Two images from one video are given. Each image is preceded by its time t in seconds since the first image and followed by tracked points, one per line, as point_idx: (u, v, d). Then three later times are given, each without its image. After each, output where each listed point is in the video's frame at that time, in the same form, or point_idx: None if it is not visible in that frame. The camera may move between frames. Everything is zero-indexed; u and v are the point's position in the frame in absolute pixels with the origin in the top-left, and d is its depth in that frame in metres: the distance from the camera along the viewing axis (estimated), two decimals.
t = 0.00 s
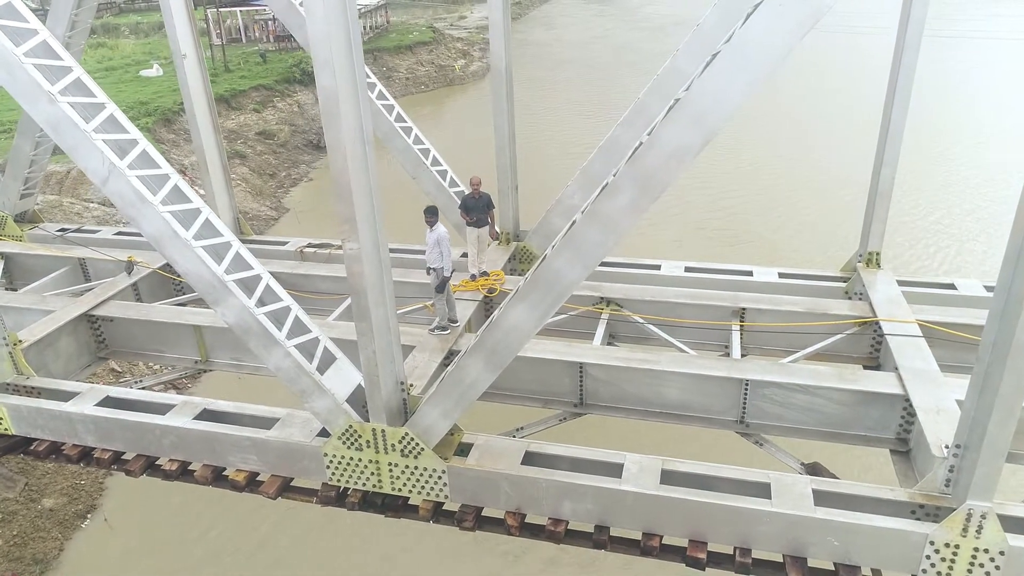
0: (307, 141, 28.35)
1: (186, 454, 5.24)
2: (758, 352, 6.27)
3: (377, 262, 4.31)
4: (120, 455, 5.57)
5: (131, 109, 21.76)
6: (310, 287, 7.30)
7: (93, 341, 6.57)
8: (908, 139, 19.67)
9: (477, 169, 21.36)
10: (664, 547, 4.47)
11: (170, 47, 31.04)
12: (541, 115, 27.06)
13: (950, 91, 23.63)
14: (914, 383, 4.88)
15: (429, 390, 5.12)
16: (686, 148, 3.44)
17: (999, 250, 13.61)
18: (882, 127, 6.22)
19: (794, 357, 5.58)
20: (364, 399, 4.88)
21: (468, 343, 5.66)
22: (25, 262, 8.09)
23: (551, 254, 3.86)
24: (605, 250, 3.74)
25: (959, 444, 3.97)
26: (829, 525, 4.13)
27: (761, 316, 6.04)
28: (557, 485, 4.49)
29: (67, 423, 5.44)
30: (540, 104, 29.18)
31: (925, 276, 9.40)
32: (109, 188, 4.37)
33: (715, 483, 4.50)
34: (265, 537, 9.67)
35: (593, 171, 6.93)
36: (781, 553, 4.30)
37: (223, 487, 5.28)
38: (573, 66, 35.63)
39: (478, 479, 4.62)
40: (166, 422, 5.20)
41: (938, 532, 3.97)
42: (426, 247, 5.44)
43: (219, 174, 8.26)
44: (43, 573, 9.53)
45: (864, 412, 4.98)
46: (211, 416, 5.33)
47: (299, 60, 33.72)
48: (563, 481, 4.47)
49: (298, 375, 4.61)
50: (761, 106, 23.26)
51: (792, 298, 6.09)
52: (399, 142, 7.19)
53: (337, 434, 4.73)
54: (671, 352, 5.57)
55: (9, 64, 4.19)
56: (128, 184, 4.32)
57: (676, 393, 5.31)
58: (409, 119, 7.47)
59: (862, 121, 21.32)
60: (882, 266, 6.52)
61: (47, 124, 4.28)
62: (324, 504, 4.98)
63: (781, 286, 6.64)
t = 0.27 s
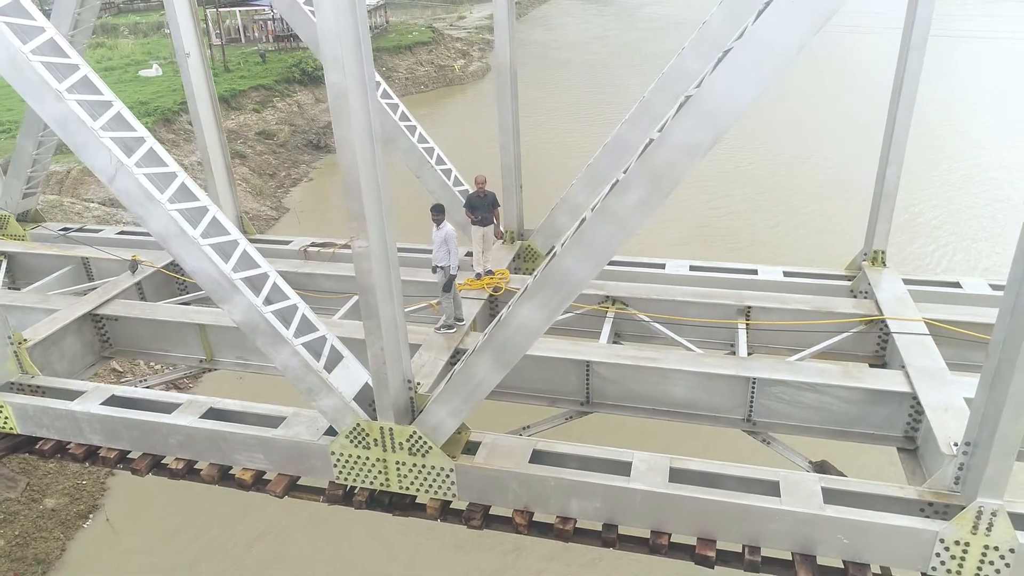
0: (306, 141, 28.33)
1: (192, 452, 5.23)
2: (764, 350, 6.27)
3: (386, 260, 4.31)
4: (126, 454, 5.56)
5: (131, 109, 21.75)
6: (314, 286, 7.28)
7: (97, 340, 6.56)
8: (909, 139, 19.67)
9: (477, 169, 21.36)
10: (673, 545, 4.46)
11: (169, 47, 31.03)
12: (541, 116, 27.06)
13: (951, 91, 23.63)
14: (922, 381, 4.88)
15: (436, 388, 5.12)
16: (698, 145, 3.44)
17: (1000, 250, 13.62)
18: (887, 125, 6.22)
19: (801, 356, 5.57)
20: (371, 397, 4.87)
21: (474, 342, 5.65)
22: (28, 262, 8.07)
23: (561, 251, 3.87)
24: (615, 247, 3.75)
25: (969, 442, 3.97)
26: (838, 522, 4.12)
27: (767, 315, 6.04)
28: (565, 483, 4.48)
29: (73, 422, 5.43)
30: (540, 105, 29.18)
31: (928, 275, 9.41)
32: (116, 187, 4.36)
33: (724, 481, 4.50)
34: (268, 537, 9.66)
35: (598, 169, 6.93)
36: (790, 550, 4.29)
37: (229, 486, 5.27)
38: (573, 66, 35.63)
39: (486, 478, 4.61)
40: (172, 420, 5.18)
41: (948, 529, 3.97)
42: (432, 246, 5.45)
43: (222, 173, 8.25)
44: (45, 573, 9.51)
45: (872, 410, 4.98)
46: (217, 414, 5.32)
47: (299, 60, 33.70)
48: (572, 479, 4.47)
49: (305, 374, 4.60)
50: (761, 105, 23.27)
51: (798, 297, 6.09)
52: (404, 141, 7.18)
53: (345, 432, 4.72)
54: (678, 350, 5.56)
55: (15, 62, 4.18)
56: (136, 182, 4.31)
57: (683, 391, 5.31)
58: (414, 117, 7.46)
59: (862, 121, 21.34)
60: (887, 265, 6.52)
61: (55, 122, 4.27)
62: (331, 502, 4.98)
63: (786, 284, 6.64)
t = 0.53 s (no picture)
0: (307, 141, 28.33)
1: (202, 451, 5.23)
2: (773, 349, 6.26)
3: (399, 259, 4.30)
4: (136, 453, 5.55)
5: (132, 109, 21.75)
6: (322, 286, 7.28)
7: (106, 340, 6.56)
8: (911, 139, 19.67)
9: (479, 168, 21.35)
10: (686, 544, 4.46)
11: (169, 47, 31.01)
12: (542, 116, 27.06)
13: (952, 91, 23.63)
14: (934, 379, 4.88)
15: (447, 387, 5.12)
16: (716, 142, 3.42)
17: (1003, 249, 13.63)
18: (896, 124, 6.21)
19: (811, 355, 5.57)
20: (383, 396, 4.87)
21: (484, 341, 5.65)
22: (34, 261, 8.06)
23: (576, 250, 3.85)
24: (631, 246, 3.73)
25: (984, 440, 3.98)
26: (853, 521, 4.13)
27: (776, 313, 6.04)
28: (578, 482, 4.49)
29: (83, 421, 5.43)
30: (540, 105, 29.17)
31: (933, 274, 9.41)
32: (129, 185, 4.36)
33: (737, 479, 4.50)
34: (274, 537, 9.67)
35: (606, 168, 6.92)
36: (804, 548, 4.29)
37: (240, 485, 5.26)
38: (573, 66, 35.61)
39: (499, 476, 4.61)
40: (184, 419, 5.18)
41: (963, 527, 3.98)
42: (444, 244, 5.54)
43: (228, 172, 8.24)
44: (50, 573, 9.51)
45: (883, 408, 4.98)
46: (228, 413, 5.32)
47: (299, 60, 33.69)
48: (585, 477, 4.47)
49: (318, 372, 4.60)
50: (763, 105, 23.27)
51: (807, 295, 6.09)
52: (412, 140, 7.18)
53: (357, 431, 4.72)
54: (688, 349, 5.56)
55: (29, 60, 4.17)
56: (149, 180, 4.31)
57: (694, 390, 5.31)
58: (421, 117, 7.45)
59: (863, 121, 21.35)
60: (895, 264, 6.52)
61: (68, 121, 4.26)
62: (343, 501, 4.97)
63: (794, 283, 6.65)
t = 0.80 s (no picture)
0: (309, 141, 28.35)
1: (216, 451, 5.23)
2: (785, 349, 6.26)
3: (416, 258, 4.30)
4: (149, 453, 5.55)
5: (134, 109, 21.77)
6: (332, 286, 7.28)
7: (116, 340, 6.56)
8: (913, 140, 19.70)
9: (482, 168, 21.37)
10: (703, 543, 4.46)
11: (169, 47, 31.02)
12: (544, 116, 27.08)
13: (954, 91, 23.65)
14: (948, 378, 4.88)
15: (461, 387, 5.13)
16: (737, 142, 3.39)
17: (1007, 249, 13.65)
18: (907, 124, 6.21)
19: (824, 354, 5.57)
20: (399, 395, 4.86)
21: (497, 340, 5.66)
22: (43, 260, 8.06)
23: (595, 248, 3.85)
24: (650, 245, 3.72)
25: (1001, 439, 3.99)
26: (871, 520, 4.13)
27: (788, 313, 6.04)
28: (595, 481, 4.49)
29: (96, 421, 5.43)
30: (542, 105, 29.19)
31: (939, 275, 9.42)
32: (146, 184, 4.36)
33: (753, 478, 4.51)
34: (280, 536, 9.67)
35: (616, 168, 6.91)
36: (821, 548, 4.30)
37: (253, 484, 5.27)
38: (574, 66, 35.63)
39: (515, 476, 4.61)
40: (197, 419, 5.18)
41: (982, 526, 3.98)
42: (458, 244, 5.58)
43: (237, 172, 8.24)
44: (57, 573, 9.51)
45: (898, 407, 4.98)
46: (241, 413, 5.32)
47: (300, 60, 33.71)
48: (601, 477, 4.48)
49: (334, 371, 4.61)
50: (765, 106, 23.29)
51: (818, 295, 6.09)
52: (422, 140, 7.18)
53: (372, 431, 4.72)
54: (701, 349, 5.56)
55: (46, 59, 4.17)
56: (165, 179, 4.31)
57: (707, 389, 5.31)
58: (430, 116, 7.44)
59: (865, 121, 21.37)
60: (906, 263, 6.52)
61: (85, 121, 4.26)
62: (358, 501, 4.98)
63: (804, 282, 6.65)
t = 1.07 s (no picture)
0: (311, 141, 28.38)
1: (232, 451, 5.23)
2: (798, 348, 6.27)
3: (435, 258, 4.31)
4: (164, 453, 5.56)
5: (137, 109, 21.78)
6: (343, 286, 7.29)
7: (129, 339, 6.57)
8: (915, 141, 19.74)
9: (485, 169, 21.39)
10: (721, 543, 4.47)
11: (171, 48, 31.04)
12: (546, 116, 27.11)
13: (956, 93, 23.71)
14: (965, 378, 4.89)
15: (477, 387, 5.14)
16: (760, 142, 3.39)
17: (1011, 249, 13.67)
18: (919, 124, 6.23)
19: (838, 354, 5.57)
20: (416, 395, 4.87)
21: (512, 340, 5.66)
22: (53, 261, 8.06)
23: (616, 248, 3.85)
24: (672, 245, 3.72)
25: (1021, 438, 4.01)
26: (891, 519, 4.13)
27: (801, 312, 6.04)
28: (613, 480, 4.50)
29: (111, 421, 5.43)
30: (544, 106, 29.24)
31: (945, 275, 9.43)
32: (164, 184, 4.36)
33: (771, 478, 4.51)
34: (289, 538, 9.72)
35: (628, 168, 6.92)
36: (840, 547, 4.30)
37: (269, 484, 5.27)
38: (576, 66, 35.68)
39: (533, 475, 4.62)
40: (213, 419, 5.18)
41: (1001, 525, 3.99)
42: (473, 243, 5.58)
43: (247, 172, 8.24)
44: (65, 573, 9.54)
45: (913, 407, 4.99)
46: (257, 413, 5.32)
47: (301, 60, 33.72)
48: (620, 476, 4.48)
49: (352, 371, 4.61)
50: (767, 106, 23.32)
51: (831, 295, 6.10)
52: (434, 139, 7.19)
53: (389, 430, 4.73)
54: (715, 348, 5.57)
55: (66, 59, 4.17)
56: (185, 180, 4.31)
57: (722, 388, 5.31)
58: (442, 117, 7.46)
59: (868, 122, 21.41)
60: (918, 263, 6.53)
61: (105, 122, 4.27)
62: (375, 500, 4.98)
63: (816, 282, 6.66)
